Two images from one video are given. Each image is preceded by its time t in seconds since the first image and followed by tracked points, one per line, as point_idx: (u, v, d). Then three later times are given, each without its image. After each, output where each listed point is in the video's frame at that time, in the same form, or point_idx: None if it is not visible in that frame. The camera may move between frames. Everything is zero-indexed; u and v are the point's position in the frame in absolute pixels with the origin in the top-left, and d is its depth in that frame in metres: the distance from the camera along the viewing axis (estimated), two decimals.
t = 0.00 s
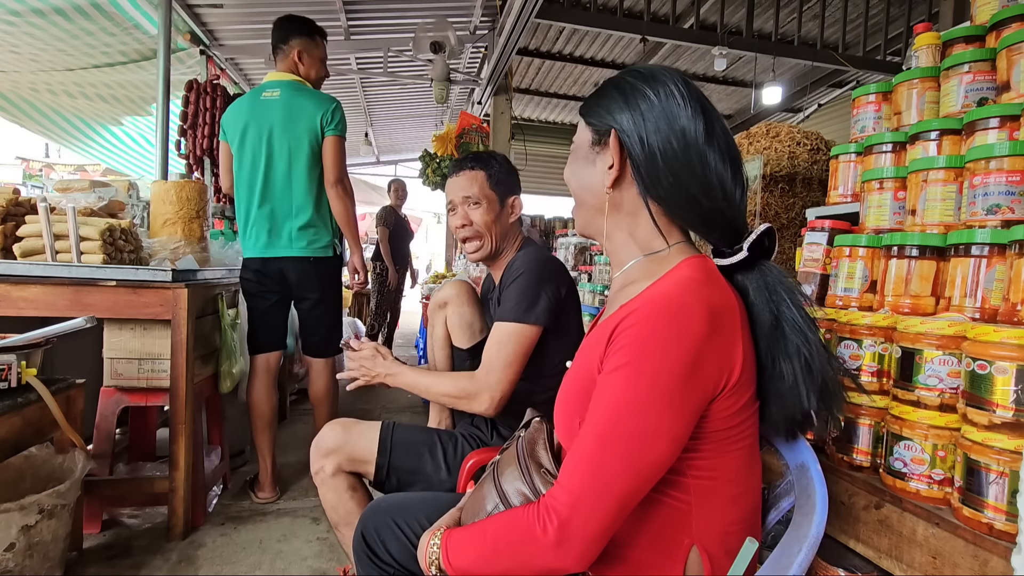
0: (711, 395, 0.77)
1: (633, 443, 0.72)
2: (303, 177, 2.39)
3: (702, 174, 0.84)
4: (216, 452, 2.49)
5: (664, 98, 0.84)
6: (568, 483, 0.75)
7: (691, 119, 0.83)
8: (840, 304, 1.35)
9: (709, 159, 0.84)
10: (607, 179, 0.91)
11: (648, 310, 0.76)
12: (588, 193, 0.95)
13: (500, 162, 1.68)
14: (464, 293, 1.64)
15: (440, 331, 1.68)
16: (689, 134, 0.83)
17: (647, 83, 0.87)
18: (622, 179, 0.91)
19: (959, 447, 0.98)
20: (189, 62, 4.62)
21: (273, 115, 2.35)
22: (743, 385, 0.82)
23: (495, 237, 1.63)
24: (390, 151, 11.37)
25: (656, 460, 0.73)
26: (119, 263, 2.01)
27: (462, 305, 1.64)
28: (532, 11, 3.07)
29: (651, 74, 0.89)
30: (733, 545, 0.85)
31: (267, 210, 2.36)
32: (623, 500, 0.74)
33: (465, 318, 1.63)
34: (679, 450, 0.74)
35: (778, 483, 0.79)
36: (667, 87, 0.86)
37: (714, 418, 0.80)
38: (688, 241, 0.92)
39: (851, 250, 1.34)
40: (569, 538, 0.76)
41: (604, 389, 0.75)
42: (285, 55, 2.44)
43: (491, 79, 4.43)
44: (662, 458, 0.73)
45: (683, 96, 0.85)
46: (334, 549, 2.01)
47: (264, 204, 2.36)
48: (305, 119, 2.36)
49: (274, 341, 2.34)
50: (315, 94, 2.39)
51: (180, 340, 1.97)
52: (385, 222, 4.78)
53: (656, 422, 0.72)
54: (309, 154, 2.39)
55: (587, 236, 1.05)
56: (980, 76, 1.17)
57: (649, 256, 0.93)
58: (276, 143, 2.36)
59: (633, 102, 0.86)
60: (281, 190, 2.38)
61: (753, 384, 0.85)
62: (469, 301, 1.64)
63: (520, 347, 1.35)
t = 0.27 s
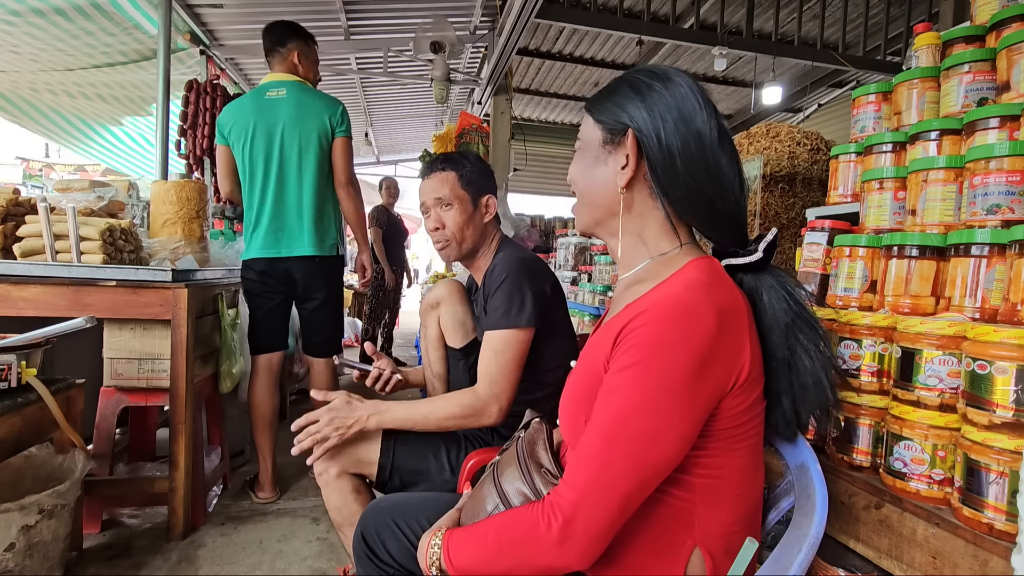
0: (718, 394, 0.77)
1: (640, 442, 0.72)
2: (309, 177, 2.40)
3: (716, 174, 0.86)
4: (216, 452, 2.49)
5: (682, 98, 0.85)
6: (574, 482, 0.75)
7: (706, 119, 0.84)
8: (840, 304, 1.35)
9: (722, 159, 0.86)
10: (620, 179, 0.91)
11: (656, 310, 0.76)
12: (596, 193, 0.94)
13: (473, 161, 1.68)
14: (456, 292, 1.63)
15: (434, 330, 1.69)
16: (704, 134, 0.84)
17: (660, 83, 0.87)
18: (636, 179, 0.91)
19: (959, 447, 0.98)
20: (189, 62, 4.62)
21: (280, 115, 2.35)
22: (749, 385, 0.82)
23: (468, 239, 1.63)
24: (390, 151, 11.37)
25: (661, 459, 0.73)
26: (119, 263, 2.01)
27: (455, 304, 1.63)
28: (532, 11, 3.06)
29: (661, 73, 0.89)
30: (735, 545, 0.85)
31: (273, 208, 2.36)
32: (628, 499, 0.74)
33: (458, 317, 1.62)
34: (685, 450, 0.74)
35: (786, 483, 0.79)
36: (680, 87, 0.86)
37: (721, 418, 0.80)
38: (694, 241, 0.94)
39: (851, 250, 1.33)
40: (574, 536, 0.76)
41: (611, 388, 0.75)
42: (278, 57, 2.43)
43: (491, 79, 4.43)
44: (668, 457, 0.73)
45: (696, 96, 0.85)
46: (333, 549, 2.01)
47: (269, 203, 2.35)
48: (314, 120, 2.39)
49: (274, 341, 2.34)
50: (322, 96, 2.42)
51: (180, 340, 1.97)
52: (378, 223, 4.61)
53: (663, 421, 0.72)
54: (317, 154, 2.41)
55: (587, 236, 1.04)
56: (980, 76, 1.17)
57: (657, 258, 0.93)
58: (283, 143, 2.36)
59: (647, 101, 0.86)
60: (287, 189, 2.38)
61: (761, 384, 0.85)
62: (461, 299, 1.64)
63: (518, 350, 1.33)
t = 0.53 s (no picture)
0: (724, 395, 0.77)
1: (646, 439, 0.72)
2: (313, 177, 2.40)
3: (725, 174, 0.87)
4: (216, 452, 2.49)
5: (695, 100, 0.85)
6: (578, 478, 0.76)
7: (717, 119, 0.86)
8: (840, 304, 1.35)
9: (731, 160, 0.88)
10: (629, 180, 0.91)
11: (666, 309, 0.77)
12: (605, 193, 0.94)
13: (467, 158, 1.67)
14: (455, 290, 1.64)
15: (433, 330, 1.69)
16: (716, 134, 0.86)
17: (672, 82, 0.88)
18: (646, 180, 0.91)
19: (959, 447, 0.98)
20: (189, 62, 4.62)
21: (284, 115, 2.35)
22: (755, 386, 0.82)
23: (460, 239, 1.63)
24: (390, 151, 11.36)
25: (666, 457, 0.73)
26: (119, 263, 2.01)
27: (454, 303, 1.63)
28: (532, 10, 3.06)
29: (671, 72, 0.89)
30: (737, 544, 0.85)
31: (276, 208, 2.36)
32: (631, 495, 0.74)
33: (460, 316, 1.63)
34: (691, 447, 0.74)
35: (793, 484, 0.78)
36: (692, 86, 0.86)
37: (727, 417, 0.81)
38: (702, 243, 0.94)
39: (851, 250, 1.34)
40: (575, 529, 0.76)
41: (617, 384, 0.76)
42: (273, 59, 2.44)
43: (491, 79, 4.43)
44: (672, 455, 0.73)
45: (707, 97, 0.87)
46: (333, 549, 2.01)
47: (274, 204, 2.36)
48: (320, 121, 2.40)
49: (274, 341, 2.34)
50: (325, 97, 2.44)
51: (180, 340, 1.97)
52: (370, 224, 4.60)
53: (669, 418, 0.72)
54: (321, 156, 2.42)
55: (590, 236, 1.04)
56: (980, 76, 1.17)
57: (665, 258, 0.93)
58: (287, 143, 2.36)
59: (660, 99, 0.87)
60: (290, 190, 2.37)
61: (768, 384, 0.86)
62: (461, 297, 1.64)
63: (493, 359, 1.33)
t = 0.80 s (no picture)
0: (727, 395, 0.77)
1: (648, 437, 0.72)
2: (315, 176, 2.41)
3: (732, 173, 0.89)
4: (216, 452, 2.49)
5: (709, 104, 0.86)
6: (579, 477, 0.75)
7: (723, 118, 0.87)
8: (840, 304, 1.35)
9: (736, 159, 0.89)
10: (642, 178, 0.90)
11: (670, 308, 0.77)
12: (616, 191, 0.93)
13: (469, 157, 1.67)
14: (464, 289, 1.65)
15: (442, 329, 1.69)
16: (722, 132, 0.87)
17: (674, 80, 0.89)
18: (661, 181, 0.91)
19: (959, 447, 0.98)
20: (189, 62, 4.62)
21: (286, 114, 2.35)
22: (758, 387, 0.82)
23: (457, 238, 1.63)
24: (390, 151, 11.36)
25: (668, 456, 0.73)
26: (119, 263, 2.01)
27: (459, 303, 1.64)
28: (532, 10, 3.06)
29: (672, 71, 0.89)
30: (738, 545, 0.85)
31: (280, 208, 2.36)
32: (632, 494, 0.74)
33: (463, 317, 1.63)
34: (693, 447, 0.74)
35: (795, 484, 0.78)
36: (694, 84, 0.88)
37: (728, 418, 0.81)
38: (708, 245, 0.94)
39: (851, 250, 1.34)
40: (575, 527, 0.76)
41: (620, 381, 0.76)
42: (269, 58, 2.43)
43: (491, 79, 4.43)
44: (673, 454, 0.73)
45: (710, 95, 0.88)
46: (333, 549, 2.01)
47: (276, 204, 2.36)
48: (323, 119, 2.41)
49: (274, 341, 2.34)
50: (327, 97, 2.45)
51: (180, 340, 1.97)
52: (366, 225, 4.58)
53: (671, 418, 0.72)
54: (322, 155, 2.42)
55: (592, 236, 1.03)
56: (980, 76, 1.17)
57: (668, 257, 0.94)
58: (291, 142, 2.36)
59: (671, 99, 0.87)
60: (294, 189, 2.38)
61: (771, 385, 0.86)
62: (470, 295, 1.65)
63: (478, 371, 1.33)
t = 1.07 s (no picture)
0: (729, 391, 0.77)
1: (650, 431, 0.72)
2: (312, 176, 2.40)
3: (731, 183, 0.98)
4: (216, 452, 2.49)
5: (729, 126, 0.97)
6: (581, 471, 0.76)
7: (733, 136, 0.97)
8: (840, 304, 1.35)
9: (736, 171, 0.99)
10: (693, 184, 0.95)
11: (673, 303, 0.77)
12: (665, 192, 0.94)
13: (483, 157, 1.68)
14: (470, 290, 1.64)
15: (446, 329, 1.69)
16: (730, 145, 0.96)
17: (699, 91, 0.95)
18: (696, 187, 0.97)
19: (959, 447, 0.98)
20: (189, 62, 4.62)
21: (280, 114, 2.35)
22: (760, 383, 0.82)
23: (466, 237, 1.63)
24: (390, 151, 11.36)
25: (670, 451, 0.73)
26: (119, 263, 2.01)
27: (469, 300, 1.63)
28: (532, 10, 3.06)
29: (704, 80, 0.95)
30: (739, 541, 0.85)
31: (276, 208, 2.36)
32: (633, 489, 0.74)
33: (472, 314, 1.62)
34: (694, 442, 0.74)
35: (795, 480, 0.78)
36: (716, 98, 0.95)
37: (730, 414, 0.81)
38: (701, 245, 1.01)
39: (850, 250, 1.34)
40: (576, 521, 0.76)
41: (622, 376, 0.76)
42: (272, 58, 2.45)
43: (491, 79, 4.42)
44: (674, 449, 0.73)
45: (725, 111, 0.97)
46: (333, 549, 2.01)
47: (273, 203, 2.36)
48: (319, 117, 2.39)
49: (273, 341, 2.34)
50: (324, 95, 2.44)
51: (180, 340, 1.97)
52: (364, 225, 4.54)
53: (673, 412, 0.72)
54: (318, 155, 2.40)
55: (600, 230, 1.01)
56: (980, 76, 1.17)
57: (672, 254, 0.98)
58: (286, 141, 2.36)
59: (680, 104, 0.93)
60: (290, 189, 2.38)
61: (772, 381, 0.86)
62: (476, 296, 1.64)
63: (494, 367, 1.33)
